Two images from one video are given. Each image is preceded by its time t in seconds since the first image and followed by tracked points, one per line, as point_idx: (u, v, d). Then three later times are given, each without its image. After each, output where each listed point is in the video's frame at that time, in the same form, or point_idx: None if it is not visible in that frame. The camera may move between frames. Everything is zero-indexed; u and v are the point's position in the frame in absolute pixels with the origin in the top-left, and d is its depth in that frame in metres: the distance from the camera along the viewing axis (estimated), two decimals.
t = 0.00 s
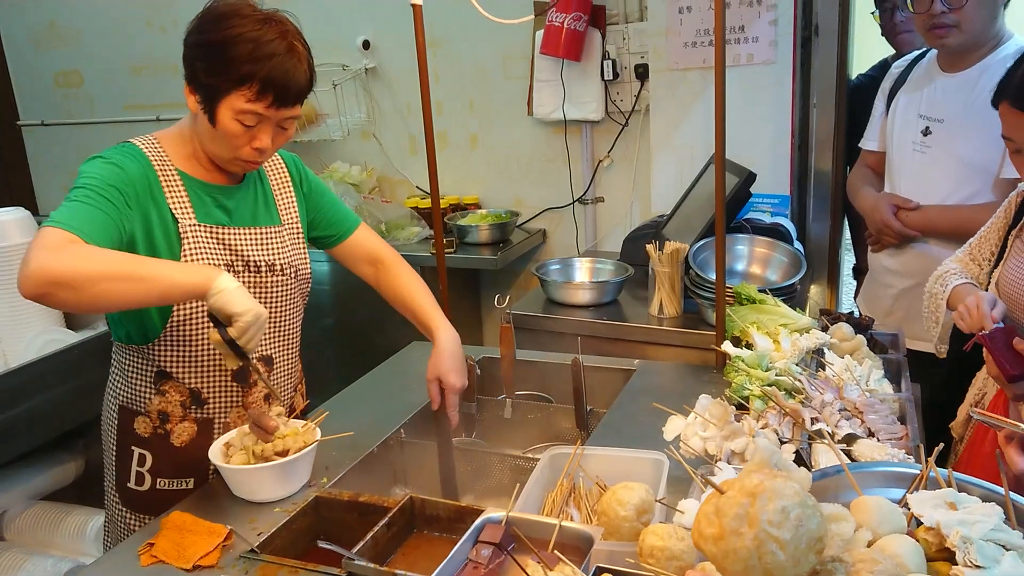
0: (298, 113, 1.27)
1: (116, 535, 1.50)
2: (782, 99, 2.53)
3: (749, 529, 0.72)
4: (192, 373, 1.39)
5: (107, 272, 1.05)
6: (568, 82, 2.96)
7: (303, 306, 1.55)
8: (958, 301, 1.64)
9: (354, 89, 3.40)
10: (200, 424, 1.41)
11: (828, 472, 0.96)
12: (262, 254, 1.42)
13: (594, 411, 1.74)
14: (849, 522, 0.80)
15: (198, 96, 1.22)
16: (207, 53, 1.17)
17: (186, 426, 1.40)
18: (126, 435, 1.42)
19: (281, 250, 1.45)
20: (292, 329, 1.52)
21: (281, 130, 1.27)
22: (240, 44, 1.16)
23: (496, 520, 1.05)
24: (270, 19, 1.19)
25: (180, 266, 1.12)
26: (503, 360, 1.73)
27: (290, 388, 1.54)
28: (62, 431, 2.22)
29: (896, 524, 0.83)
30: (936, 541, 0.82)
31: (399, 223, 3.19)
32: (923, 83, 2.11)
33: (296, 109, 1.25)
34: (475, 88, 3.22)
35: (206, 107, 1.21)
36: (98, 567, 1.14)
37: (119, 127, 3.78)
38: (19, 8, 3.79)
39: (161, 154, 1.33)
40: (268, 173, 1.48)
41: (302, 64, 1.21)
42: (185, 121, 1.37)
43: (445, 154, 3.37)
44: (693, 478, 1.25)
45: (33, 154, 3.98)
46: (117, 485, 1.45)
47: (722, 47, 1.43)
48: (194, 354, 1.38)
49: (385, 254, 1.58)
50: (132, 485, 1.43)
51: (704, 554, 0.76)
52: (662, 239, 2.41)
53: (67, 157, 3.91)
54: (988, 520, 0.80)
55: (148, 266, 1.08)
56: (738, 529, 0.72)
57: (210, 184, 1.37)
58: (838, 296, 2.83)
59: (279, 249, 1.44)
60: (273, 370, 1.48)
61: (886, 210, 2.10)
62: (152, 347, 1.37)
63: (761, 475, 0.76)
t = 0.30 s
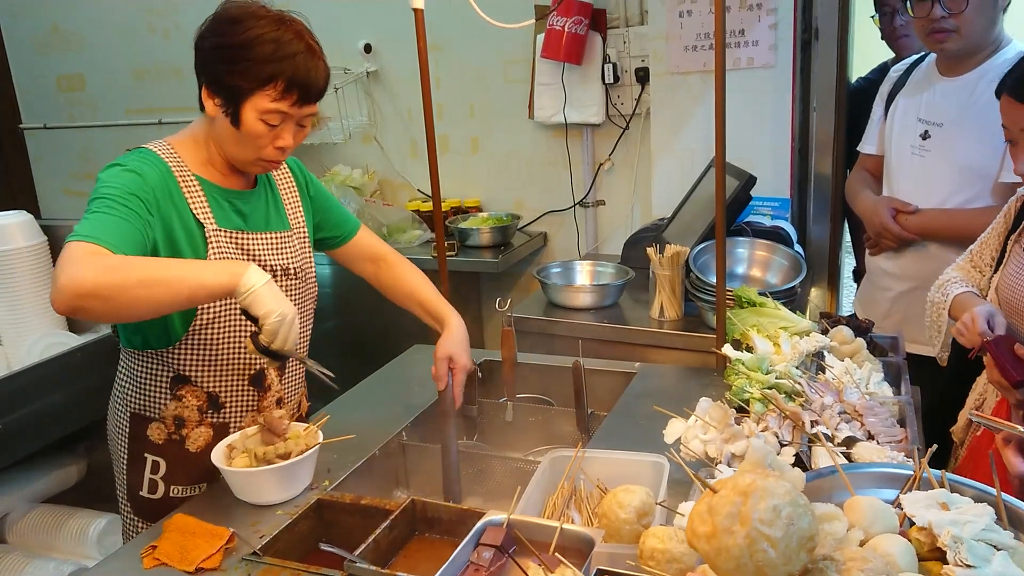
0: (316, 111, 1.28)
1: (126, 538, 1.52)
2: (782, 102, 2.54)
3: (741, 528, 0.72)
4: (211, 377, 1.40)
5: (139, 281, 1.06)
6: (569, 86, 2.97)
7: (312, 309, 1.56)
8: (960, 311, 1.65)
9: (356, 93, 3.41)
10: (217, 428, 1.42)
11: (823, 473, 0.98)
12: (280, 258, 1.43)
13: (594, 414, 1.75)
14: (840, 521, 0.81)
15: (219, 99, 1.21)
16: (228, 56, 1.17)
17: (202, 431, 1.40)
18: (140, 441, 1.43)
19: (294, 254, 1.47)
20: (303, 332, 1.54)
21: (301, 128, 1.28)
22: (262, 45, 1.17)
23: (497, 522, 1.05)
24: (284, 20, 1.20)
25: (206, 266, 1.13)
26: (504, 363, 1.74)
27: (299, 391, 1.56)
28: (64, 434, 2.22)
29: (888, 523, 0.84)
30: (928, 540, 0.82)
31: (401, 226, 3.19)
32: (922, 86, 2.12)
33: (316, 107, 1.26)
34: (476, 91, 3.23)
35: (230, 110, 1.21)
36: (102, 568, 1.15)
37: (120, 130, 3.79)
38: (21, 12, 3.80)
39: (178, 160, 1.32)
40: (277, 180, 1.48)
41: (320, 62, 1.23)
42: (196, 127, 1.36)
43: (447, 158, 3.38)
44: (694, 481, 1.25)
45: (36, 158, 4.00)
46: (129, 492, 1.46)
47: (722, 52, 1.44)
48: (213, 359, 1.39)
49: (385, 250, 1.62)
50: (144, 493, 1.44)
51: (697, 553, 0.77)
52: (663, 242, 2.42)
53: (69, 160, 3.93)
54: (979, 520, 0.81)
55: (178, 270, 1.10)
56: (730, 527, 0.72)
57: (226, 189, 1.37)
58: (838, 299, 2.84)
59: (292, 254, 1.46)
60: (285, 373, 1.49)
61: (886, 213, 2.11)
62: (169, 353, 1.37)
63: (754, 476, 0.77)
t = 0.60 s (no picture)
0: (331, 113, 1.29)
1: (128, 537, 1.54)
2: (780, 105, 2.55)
3: (732, 533, 0.73)
4: (219, 384, 1.40)
5: (219, 337, 1.09)
6: (568, 89, 2.98)
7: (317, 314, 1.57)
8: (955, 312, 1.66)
9: (356, 96, 3.42)
10: (222, 434, 1.42)
11: (811, 476, 0.98)
12: (291, 266, 1.44)
13: (594, 416, 1.75)
14: (830, 524, 0.81)
15: (237, 103, 1.21)
16: (247, 59, 1.18)
17: (208, 437, 1.41)
18: (145, 445, 1.43)
19: (304, 262, 1.47)
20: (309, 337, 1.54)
21: (317, 131, 1.28)
22: (280, 47, 1.17)
23: (496, 523, 1.06)
24: (299, 23, 1.21)
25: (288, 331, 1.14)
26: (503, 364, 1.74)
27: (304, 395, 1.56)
28: (63, 436, 2.23)
29: (876, 525, 0.84)
30: (915, 542, 0.83)
31: (400, 229, 3.22)
32: (919, 90, 2.12)
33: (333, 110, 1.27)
34: (476, 94, 3.24)
35: (249, 114, 1.21)
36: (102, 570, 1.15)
37: (120, 133, 3.80)
38: (21, 15, 3.81)
39: (195, 165, 1.31)
40: (286, 186, 1.48)
41: (338, 65, 1.24)
42: (210, 131, 1.36)
43: (446, 161, 3.39)
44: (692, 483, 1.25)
45: (36, 160, 4.00)
46: (133, 495, 1.47)
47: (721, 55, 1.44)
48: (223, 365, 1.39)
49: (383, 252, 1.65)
50: (148, 496, 1.45)
51: (688, 558, 0.77)
52: (662, 245, 2.42)
53: (68, 163, 3.93)
54: (966, 521, 0.82)
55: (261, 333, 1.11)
56: (721, 532, 0.73)
57: (241, 196, 1.37)
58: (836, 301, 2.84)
59: (304, 262, 1.47)
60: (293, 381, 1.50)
61: (883, 217, 2.12)
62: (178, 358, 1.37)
63: (744, 480, 0.77)
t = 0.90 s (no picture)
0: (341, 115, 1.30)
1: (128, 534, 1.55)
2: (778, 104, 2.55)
3: (723, 534, 0.73)
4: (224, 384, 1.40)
5: (239, 354, 1.12)
6: (567, 88, 2.99)
7: (321, 315, 1.58)
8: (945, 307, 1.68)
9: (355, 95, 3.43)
10: (225, 434, 1.43)
11: (802, 475, 0.98)
12: (299, 268, 1.45)
13: (592, 414, 1.76)
14: (820, 524, 0.82)
15: (247, 107, 1.22)
16: (258, 63, 1.18)
17: (211, 437, 1.41)
18: (147, 443, 1.44)
19: (311, 264, 1.48)
20: (312, 337, 1.55)
21: (327, 133, 1.29)
22: (290, 51, 1.17)
23: (494, 521, 1.06)
24: (309, 26, 1.21)
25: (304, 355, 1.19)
26: (500, 363, 1.74)
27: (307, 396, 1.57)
28: (63, 435, 2.23)
29: (866, 524, 0.85)
30: (906, 540, 0.83)
31: (398, 228, 3.21)
32: (916, 89, 2.13)
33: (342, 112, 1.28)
34: (475, 94, 3.24)
35: (259, 117, 1.22)
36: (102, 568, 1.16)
37: (119, 132, 3.80)
38: (20, 14, 3.81)
39: (205, 167, 1.31)
40: (293, 186, 1.48)
41: (348, 67, 1.25)
42: (218, 132, 1.35)
43: (445, 160, 3.40)
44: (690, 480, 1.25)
45: (35, 159, 4.00)
46: (134, 493, 1.48)
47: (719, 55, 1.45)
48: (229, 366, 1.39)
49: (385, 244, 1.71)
50: (149, 495, 1.45)
51: (680, 559, 0.78)
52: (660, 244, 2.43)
53: (67, 162, 3.94)
54: (955, 519, 0.83)
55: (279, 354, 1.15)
56: (713, 533, 0.74)
57: (251, 198, 1.37)
58: (834, 299, 2.85)
59: (311, 265, 1.48)
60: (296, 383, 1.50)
61: (880, 217, 2.13)
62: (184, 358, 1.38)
63: (735, 480, 0.78)
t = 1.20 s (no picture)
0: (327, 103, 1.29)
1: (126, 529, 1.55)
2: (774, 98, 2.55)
3: (720, 526, 0.73)
4: (220, 379, 1.39)
5: (187, 334, 1.12)
6: (563, 83, 2.98)
7: (315, 308, 1.58)
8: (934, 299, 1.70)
9: (351, 90, 3.42)
10: (220, 427, 1.43)
11: (797, 467, 0.98)
12: (291, 262, 1.45)
13: (588, 408, 1.76)
14: (817, 515, 0.82)
15: (231, 99, 1.22)
16: (237, 53, 1.17)
17: (207, 431, 1.41)
18: (144, 438, 1.44)
19: (303, 255, 1.48)
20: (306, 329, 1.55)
21: (313, 122, 1.29)
22: (271, 40, 1.17)
23: (491, 514, 1.06)
24: (289, 15, 1.21)
25: (253, 321, 1.17)
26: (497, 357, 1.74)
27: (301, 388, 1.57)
28: (59, 431, 2.23)
29: (862, 515, 0.85)
30: (902, 531, 0.83)
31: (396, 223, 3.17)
32: (914, 84, 2.13)
33: (327, 100, 1.28)
34: (471, 89, 3.24)
35: (243, 109, 1.22)
36: (98, 562, 1.15)
37: (114, 128, 3.79)
38: (15, 10, 3.79)
39: (192, 161, 1.31)
40: (282, 179, 1.48)
41: (331, 54, 1.24)
42: (206, 126, 1.35)
43: (441, 155, 3.40)
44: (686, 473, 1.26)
45: (31, 156, 3.99)
46: (131, 489, 1.48)
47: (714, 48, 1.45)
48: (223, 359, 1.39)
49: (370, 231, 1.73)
50: (146, 491, 1.46)
51: (678, 552, 0.77)
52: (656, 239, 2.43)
53: (63, 158, 3.92)
54: (951, 509, 0.83)
55: (226, 326, 1.14)
56: (710, 525, 0.74)
57: (241, 190, 1.36)
58: (831, 294, 2.85)
59: (303, 257, 1.48)
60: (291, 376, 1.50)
61: (877, 211, 2.13)
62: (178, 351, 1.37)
63: (732, 472, 0.78)
